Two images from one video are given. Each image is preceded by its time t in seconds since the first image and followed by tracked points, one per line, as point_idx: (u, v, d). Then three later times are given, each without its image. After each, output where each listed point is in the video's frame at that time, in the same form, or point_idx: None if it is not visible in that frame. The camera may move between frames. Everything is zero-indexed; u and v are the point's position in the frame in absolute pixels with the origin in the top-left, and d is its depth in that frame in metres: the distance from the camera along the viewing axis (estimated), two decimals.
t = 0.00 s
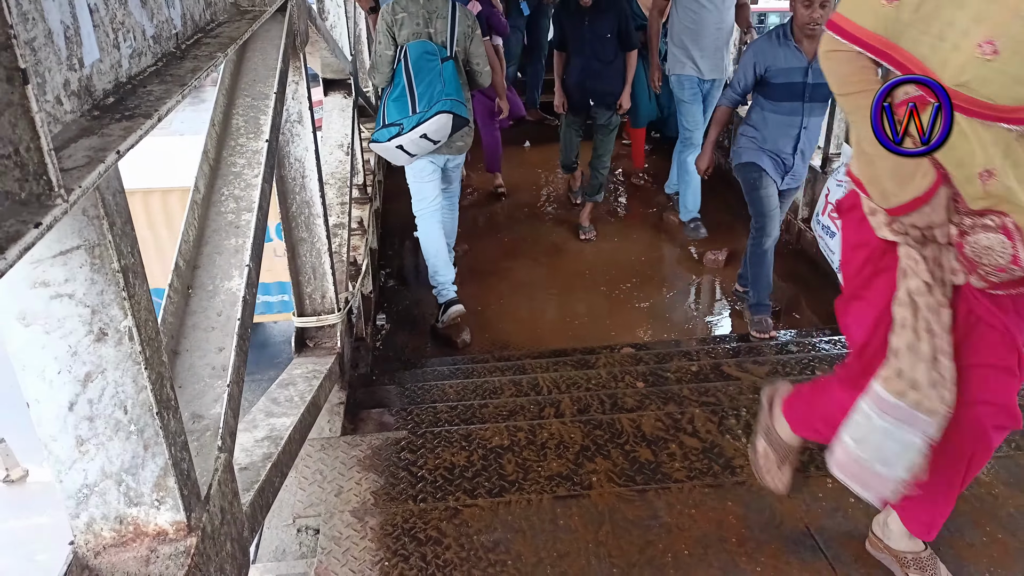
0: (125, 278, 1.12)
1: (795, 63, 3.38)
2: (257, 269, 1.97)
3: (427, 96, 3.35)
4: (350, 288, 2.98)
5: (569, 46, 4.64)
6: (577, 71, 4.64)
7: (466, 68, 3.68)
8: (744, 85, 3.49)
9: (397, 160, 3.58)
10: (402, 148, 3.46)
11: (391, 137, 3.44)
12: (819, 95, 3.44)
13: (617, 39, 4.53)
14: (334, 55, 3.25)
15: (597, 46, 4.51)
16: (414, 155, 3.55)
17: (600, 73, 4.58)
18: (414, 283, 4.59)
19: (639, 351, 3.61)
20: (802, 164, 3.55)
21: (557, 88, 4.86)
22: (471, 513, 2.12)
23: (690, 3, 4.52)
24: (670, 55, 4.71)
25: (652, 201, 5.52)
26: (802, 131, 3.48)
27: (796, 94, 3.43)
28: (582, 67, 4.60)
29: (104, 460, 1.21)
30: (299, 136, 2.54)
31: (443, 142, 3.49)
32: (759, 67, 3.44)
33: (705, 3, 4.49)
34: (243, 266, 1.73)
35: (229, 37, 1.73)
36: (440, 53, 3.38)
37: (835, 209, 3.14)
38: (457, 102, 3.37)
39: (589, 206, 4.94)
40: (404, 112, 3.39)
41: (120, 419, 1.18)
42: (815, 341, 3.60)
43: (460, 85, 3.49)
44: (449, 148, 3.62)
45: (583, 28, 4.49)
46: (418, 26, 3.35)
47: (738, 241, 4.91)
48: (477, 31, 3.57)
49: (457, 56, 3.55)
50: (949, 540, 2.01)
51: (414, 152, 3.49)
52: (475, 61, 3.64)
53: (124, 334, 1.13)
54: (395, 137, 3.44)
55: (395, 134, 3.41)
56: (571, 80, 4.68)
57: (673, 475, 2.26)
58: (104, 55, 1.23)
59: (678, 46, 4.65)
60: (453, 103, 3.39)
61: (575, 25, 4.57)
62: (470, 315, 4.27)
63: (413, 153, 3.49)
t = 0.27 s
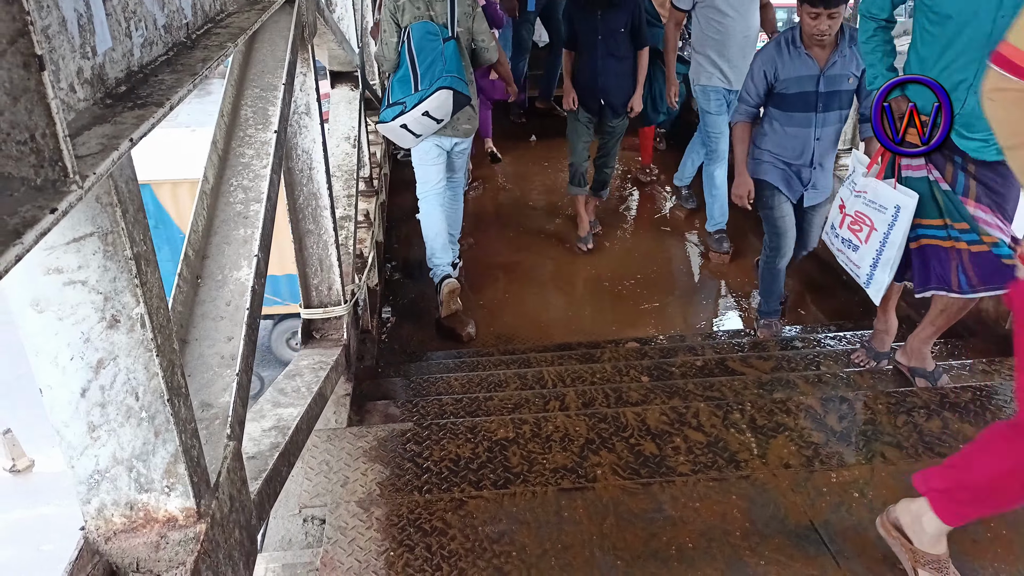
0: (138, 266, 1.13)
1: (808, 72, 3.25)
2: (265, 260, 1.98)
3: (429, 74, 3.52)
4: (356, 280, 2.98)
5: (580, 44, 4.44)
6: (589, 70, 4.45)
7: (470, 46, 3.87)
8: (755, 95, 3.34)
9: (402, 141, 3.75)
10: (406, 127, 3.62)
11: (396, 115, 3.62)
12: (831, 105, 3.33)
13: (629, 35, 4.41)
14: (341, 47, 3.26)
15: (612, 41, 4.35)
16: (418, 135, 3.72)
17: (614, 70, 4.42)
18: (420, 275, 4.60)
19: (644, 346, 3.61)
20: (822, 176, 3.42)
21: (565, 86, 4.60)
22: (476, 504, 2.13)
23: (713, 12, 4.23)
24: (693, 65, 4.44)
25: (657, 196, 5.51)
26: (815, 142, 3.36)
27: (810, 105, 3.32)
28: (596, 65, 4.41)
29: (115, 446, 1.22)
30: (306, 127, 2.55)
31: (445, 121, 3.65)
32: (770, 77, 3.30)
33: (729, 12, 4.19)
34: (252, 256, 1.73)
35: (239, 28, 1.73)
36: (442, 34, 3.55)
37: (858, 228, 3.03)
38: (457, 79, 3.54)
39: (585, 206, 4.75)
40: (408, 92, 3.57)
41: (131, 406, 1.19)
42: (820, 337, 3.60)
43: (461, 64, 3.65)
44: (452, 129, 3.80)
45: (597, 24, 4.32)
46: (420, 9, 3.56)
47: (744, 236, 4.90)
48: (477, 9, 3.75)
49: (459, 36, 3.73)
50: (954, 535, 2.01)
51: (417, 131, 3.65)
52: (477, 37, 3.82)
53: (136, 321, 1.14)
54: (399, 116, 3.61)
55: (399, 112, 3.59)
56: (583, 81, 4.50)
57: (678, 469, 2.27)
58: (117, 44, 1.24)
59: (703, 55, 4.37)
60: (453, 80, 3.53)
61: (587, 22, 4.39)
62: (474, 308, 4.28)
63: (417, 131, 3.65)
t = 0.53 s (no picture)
0: (140, 254, 1.13)
1: (819, 54, 3.11)
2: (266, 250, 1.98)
3: (427, 63, 3.54)
4: (357, 271, 2.98)
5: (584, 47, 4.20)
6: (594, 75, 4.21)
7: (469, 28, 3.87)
8: (767, 78, 3.17)
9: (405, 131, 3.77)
10: (407, 116, 3.63)
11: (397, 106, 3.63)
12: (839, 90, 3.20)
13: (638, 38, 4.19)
14: (341, 36, 3.25)
15: (620, 44, 4.13)
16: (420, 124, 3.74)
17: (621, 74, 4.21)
18: (420, 266, 4.60)
19: (645, 335, 3.62)
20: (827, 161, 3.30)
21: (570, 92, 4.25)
22: (478, 493, 2.14)
23: (729, 7, 4.12)
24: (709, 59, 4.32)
25: (657, 186, 5.51)
26: (819, 128, 3.24)
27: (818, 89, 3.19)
28: (604, 68, 4.18)
29: (119, 434, 1.22)
30: (306, 117, 2.55)
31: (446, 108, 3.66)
32: (778, 57, 3.14)
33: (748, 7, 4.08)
34: (253, 245, 1.73)
35: (238, 16, 1.72)
36: (439, 21, 3.55)
37: (893, 219, 2.98)
38: (454, 66, 3.55)
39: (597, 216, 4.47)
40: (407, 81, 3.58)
41: (134, 394, 1.19)
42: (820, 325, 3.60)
43: (458, 51, 3.66)
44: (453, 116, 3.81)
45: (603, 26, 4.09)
46: None
47: (744, 226, 4.90)
48: None
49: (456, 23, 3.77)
50: (956, 522, 2.02)
51: (419, 120, 3.67)
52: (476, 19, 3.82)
53: (139, 309, 1.14)
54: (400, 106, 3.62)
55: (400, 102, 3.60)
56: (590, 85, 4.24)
57: (680, 457, 2.27)
58: (116, 31, 1.23)
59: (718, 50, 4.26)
60: (451, 68, 3.54)
61: (591, 22, 4.15)
62: (475, 298, 4.28)
63: (419, 120, 3.66)
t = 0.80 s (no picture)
0: (153, 252, 1.14)
1: (840, 61, 2.91)
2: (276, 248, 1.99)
3: (435, 65, 3.61)
4: (366, 269, 2.99)
5: (600, 47, 4.04)
6: (609, 76, 4.06)
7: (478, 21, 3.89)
8: (781, 76, 2.96)
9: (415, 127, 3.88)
10: (417, 115, 3.75)
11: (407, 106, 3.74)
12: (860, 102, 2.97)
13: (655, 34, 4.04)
14: (350, 35, 3.26)
15: (640, 45, 3.97)
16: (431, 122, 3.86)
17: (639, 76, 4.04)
18: (428, 263, 4.61)
19: (653, 333, 3.61)
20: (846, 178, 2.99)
21: (584, 95, 4.13)
22: (487, 490, 2.14)
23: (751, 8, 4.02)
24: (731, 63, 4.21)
25: (665, 183, 5.49)
26: (838, 142, 2.99)
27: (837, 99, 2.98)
28: (622, 69, 4.03)
29: (132, 431, 1.23)
30: (315, 116, 2.56)
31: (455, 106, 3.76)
32: (797, 57, 2.94)
33: (767, 10, 3.99)
34: (264, 243, 1.74)
35: (249, 15, 1.73)
36: (445, 22, 3.60)
37: (955, 227, 2.53)
38: (462, 67, 3.61)
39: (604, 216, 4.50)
40: (416, 82, 3.67)
41: (147, 391, 1.20)
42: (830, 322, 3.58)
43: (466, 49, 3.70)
44: (461, 114, 3.91)
45: (622, 26, 3.91)
46: None
47: (753, 223, 4.88)
48: None
49: (463, 20, 3.76)
50: (966, 520, 2.01)
51: (429, 118, 3.78)
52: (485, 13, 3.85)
53: (151, 307, 1.15)
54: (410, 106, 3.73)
55: (410, 103, 3.71)
56: (607, 86, 4.09)
57: (689, 454, 2.27)
58: (128, 31, 1.24)
59: (740, 55, 4.14)
60: (459, 70, 3.60)
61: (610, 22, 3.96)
62: (483, 296, 4.29)
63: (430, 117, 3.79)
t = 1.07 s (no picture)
0: (159, 251, 1.14)
1: (855, 29, 2.67)
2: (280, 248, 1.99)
3: (440, 61, 3.62)
4: (370, 269, 3.00)
5: (612, 56, 3.68)
6: (621, 87, 3.69)
7: (482, 21, 3.89)
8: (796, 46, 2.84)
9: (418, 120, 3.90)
10: (422, 110, 3.77)
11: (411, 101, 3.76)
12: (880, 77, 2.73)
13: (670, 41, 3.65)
14: (354, 35, 3.27)
15: (655, 51, 3.58)
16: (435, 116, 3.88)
17: (657, 87, 3.64)
18: (432, 264, 4.61)
19: (657, 334, 3.60)
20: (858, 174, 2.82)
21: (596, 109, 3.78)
22: (491, 491, 2.14)
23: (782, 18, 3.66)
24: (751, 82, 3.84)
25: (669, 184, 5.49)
26: (853, 120, 2.80)
27: (854, 70, 2.73)
28: (637, 78, 3.64)
29: (137, 431, 1.23)
30: (320, 116, 2.56)
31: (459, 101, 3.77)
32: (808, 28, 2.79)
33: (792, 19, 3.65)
34: (268, 243, 1.74)
35: (254, 15, 1.73)
36: (450, 18, 3.62)
37: (985, 271, 2.27)
38: (468, 64, 3.63)
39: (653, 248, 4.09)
40: (421, 77, 3.68)
41: (153, 391, 1.20)
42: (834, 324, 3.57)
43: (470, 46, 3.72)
44: (459, 111, 3.88)
45: (637, 32, 3.55)
46: None
47: (757, 224, 4.87)
48: None
49: (468, 18, 3.77)
50: (970, 522, 2.01)
51: (433, 113, 3.80)
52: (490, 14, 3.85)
53: (157, 307, 1.15)
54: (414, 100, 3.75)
55: (414, 98, 3.73)
56: (620, 96, 3.71)
57: (692, 456, 2.27)
58: (135, 30, 1.24)
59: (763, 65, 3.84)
60: (464, 66, 3.62)
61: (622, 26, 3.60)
62: (487, 296, 4.29)
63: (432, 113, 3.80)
